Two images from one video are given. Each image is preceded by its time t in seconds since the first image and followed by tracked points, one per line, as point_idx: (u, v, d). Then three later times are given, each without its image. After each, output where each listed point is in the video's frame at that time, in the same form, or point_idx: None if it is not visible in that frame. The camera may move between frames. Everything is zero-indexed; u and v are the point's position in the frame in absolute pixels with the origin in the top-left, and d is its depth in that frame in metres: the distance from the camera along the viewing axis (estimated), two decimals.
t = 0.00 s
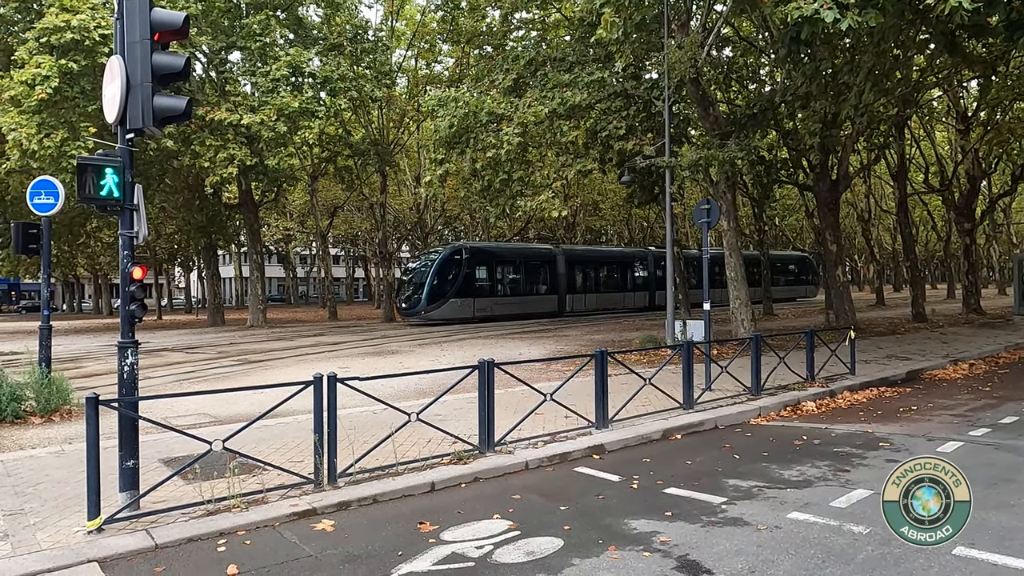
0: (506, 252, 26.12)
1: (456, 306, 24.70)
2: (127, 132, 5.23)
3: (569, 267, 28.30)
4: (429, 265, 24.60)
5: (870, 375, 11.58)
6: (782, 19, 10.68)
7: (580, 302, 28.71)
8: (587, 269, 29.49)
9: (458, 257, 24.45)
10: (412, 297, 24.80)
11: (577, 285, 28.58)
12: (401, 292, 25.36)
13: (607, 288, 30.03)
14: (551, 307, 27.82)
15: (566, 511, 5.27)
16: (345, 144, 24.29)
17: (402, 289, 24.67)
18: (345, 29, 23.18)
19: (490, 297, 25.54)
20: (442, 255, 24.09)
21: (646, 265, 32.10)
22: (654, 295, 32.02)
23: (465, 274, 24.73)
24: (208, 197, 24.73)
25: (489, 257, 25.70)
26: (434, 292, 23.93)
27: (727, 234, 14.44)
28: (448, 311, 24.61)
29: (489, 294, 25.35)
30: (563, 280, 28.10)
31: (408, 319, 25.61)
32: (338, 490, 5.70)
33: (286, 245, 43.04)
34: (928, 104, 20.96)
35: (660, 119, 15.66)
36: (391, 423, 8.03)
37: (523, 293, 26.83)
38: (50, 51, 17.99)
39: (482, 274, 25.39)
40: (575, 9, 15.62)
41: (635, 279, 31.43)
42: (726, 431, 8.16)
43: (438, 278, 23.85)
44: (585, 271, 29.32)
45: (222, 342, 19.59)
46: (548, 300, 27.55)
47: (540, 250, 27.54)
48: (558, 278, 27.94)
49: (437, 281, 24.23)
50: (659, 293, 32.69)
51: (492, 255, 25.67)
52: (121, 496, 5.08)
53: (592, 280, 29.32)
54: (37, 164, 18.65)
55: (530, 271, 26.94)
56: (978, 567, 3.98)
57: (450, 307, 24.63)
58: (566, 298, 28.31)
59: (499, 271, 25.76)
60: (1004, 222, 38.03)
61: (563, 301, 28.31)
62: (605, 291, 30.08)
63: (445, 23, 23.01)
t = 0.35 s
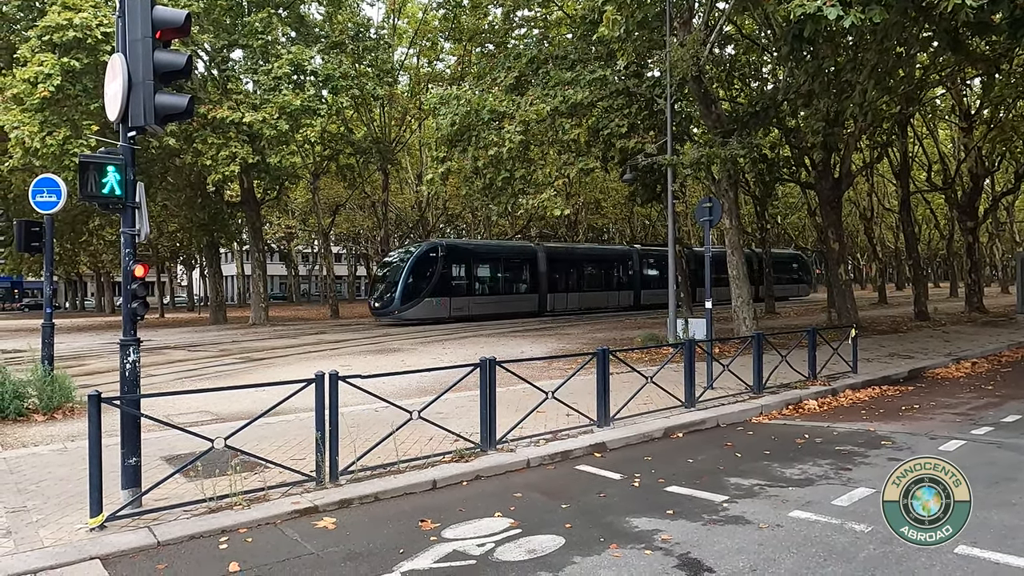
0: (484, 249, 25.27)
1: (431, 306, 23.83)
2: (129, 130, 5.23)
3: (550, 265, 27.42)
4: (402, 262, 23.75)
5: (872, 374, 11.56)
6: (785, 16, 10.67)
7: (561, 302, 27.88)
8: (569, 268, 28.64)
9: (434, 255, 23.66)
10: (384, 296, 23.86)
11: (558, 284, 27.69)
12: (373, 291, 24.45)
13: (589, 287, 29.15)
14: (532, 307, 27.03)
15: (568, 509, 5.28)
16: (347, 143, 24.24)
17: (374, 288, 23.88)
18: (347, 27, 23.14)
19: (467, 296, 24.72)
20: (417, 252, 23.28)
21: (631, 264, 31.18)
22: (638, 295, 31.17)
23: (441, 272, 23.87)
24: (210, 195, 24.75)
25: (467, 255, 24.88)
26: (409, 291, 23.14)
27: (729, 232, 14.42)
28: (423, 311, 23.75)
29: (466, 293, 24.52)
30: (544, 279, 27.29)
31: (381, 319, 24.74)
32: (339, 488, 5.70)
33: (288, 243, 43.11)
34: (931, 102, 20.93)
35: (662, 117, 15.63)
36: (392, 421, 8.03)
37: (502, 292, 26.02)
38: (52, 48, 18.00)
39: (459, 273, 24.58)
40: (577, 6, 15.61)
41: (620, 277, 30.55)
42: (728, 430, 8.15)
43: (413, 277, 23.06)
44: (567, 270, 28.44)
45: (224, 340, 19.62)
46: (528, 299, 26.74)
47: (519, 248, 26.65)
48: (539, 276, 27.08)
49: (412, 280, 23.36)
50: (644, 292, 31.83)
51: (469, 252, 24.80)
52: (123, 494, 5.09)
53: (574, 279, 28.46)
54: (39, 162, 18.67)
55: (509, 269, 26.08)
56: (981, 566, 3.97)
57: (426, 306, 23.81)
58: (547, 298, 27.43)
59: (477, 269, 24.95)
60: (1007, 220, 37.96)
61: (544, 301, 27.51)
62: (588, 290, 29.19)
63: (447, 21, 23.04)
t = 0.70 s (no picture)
0: (460, 248, 24.64)
1: (405, 306, 23.23)
2: (130, 128, 5.23)
3: (530, 264, 26.73)
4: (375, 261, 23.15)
5: (875, 373, 11.54)
6: (786, 14, 10.64)
7: (541, 302, 27.16)
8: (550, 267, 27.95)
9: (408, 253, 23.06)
10: (357, 295, 23.26)
11: (537, 283, 26.98)
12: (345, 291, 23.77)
13: (570, 287, 28.43)
14: (511, 307, 26.34)
15: (569, 507, 5.28)
16: (349, 140, 24.16)
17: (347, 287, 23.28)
18: (349, 25, 23.11)
19: (443, 296, 24.07)
20: (390, 249, 22.68)
21: (614, 263, 30.47)
22: (622, 295, 30.48)
23: (415, 271, 23.28)
24: (212, 194, 24.74)
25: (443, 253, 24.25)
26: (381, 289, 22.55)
27: (731, 231, 14.41)
28: (396, 311, 23.14)
29: (442, 293, 23.91)
30: (523, 278, 26.61)
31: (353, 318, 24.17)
32: (341, 486, 5.70)
33: (290, 241, 43.11)
34: (934, 101, 20.89)
35: (664, 115, 15.61)
36: (394, 419, 8.04)
37: (480, 291, 25.35)
38: (54, 47, 18.01)
39: (434, 271, 23.93)
40: (579, 4, 15.60)
41: (603, 277, 29.86)
42: (729, 428, 8.14)
43: (384, 275, 22.47)
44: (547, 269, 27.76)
45: (225, 339, 19.63)
46: (507, 299, 26.08)
47: (497, 246, 25.98)
48: (518, 275, 26.42)
49: (385, 279, 22.77)
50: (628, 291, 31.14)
51: (445, 251, 24.18)
52: (125, 491, 5.09)
53: (554, 279, 27.77)
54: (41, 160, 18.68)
55: (487, 268, 25.44)
56: (981, 564, 3.96)
57: (399, 306, 23.15)
58: (527, 298, 26.77)
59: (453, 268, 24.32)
60: (1011, 219, 37.81)
61: (524, 301, 26.82)
62: (569, 290, 28.48)
63: (449, 19, 23.03)
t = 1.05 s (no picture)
0: (436, 246, 23.66)
1: (379, 306, 22.27)
2: (134, 126, 5.24)
3: (510, 262, 25.75)
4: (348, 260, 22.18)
5: (878, 372, 11.53)
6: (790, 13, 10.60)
7: (523, 302, 26.26)
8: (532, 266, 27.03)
9: (382, 251, 22.15)
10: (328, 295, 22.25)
11: (518, 283, 25.97)
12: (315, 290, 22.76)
13: (554, 286, 27.38)
14: (491, 307, 25.42)
15: (572, 506, 5.28)
16: (351, 140, 24.23)
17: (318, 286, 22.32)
18: (352, 24, 23.10)
19: (420, 295, 23.16)
20: (364, 247, 21.73)
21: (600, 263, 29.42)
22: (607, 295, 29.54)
23: (389, 270, 22.31)
24: (215, 192, 24.75)
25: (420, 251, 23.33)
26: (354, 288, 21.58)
27: (734, 230, 14.42)
28: (370, 311, 22.19)
29: (418, 292, 22.98)
30: (504, 278, 25.70)
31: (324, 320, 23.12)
32: (344, 485, 5.71)
33: (292, 240, 43.15)
34: (938, 99, 20.83)
35: (668, 114, 15.61)
36: (397, 418, 8.05)
37: (458, 291, 24.42)
38: (58, 46, 18.03)
39: (411, 270, 23.02)
40: (582, 3, 15.60)
41: (589, 276, 28.80)
42: (732, 428, 8.13)
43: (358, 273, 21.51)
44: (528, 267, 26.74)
45: (228, 337, 19.64)
46: (487, 299, 25.17)
47: (475, 244, 24.99)
48: (499, 274, 25.52)
49: (358, 278, 21.80)
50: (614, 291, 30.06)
51: (420, 248, 23.20)
52: (128, 489, 5.11)
53: (536, 278, 26.73)
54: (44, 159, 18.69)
55: (465, 266, 24.48)
56: (985, 564, 3.96)
57: (372, 306, 22.20)
58: (507, 298, 25.78)
59: (430, 267, 23.41)
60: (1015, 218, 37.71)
61: (504, 301, 25.91)
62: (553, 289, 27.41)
63: (452, 18, 23.06)
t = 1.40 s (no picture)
0: (411, 243, 22.89)
1: (350, 305, 21.47)
2: (139, 125, 5.26)
3: (488, 261, 25.06)
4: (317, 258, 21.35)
5: (882, 371, 11.51)
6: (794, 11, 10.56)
7: (501, 301, 25.53)
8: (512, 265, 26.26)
9: (354, 249, 21.37)
10: (297, 295, 21.40)
11: (497, 282, 25.30)
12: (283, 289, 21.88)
13: (533, 286, 26.65)
14: (469, 307, 24.70)
15: (576, 504, 5.29)
16: (354, 138, 24.28)
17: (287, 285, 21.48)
18: (355, 22, 23.02)
19: (394, 295, 22.38)
20: (335, 244, 20.91)
21: (582, 261, 28.70)
22: (589, 294, 28.80)
23: (363, 269, 21.54)
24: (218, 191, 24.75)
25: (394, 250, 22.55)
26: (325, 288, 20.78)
27: (737, 228, 14.40)
28: (341, 311, 21.36)
29: (392, 292, 22.22)
30: (482, 277, 24.95)
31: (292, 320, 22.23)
32: (348, 483, 5.72)
33: (296, 239, 43.15)
34: (943, 98, 20.74)
35: (671, 112, 15.57)
36: (401, 416, 8.07)
37: (435, 291, 23.66)
38: (62, 45, 18.08)
39: (384, 269, 22.24)
40: (586, 1, 15.61)
41: (571, 275, 28.09)
42: (736, 426, 8.12)
43: (328, 271, 20.68)
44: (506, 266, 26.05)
45: (231, 336, 19.64)
46: (465, 298, 24.44)
47: (452, 242, 24.22)
48: (477, 273, 24.78)
49: (329, 277, 20.99)
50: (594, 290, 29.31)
51: (395, 246, 22.43)
52: (134, 487, 5.13)
53: (515, 277, 26.00)
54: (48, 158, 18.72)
55: (442, 265, 23.69)
56: (992, 564, 3.94)
57: (343, 306, 21.39)
58: (485, 297, 25.12)
59: (405, 265, 22.65)
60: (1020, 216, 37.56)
61: (483, 301, 25.18)
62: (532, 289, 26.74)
63: (455, 16, 23.09)
